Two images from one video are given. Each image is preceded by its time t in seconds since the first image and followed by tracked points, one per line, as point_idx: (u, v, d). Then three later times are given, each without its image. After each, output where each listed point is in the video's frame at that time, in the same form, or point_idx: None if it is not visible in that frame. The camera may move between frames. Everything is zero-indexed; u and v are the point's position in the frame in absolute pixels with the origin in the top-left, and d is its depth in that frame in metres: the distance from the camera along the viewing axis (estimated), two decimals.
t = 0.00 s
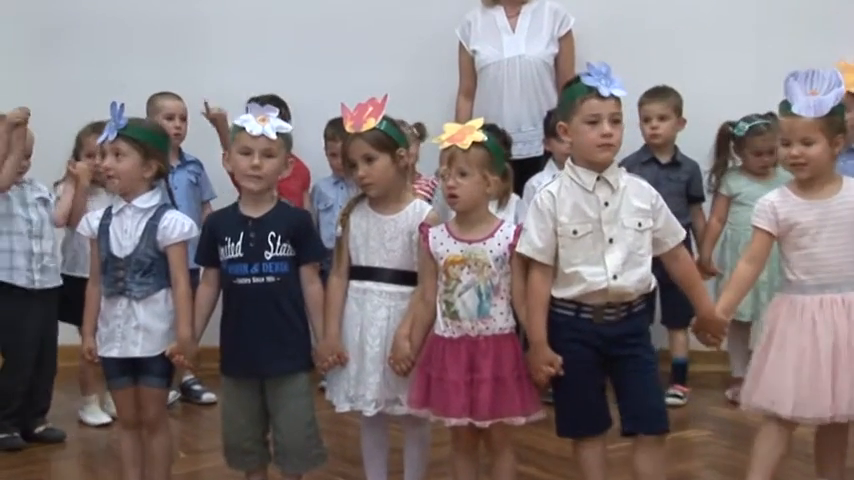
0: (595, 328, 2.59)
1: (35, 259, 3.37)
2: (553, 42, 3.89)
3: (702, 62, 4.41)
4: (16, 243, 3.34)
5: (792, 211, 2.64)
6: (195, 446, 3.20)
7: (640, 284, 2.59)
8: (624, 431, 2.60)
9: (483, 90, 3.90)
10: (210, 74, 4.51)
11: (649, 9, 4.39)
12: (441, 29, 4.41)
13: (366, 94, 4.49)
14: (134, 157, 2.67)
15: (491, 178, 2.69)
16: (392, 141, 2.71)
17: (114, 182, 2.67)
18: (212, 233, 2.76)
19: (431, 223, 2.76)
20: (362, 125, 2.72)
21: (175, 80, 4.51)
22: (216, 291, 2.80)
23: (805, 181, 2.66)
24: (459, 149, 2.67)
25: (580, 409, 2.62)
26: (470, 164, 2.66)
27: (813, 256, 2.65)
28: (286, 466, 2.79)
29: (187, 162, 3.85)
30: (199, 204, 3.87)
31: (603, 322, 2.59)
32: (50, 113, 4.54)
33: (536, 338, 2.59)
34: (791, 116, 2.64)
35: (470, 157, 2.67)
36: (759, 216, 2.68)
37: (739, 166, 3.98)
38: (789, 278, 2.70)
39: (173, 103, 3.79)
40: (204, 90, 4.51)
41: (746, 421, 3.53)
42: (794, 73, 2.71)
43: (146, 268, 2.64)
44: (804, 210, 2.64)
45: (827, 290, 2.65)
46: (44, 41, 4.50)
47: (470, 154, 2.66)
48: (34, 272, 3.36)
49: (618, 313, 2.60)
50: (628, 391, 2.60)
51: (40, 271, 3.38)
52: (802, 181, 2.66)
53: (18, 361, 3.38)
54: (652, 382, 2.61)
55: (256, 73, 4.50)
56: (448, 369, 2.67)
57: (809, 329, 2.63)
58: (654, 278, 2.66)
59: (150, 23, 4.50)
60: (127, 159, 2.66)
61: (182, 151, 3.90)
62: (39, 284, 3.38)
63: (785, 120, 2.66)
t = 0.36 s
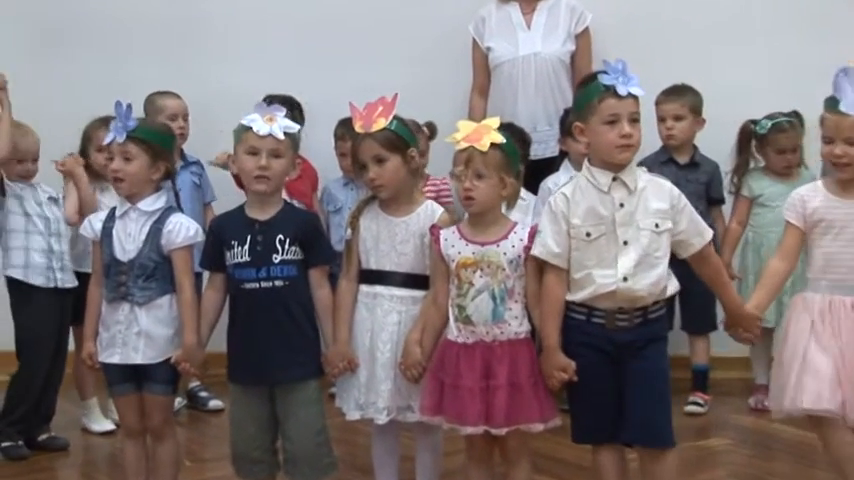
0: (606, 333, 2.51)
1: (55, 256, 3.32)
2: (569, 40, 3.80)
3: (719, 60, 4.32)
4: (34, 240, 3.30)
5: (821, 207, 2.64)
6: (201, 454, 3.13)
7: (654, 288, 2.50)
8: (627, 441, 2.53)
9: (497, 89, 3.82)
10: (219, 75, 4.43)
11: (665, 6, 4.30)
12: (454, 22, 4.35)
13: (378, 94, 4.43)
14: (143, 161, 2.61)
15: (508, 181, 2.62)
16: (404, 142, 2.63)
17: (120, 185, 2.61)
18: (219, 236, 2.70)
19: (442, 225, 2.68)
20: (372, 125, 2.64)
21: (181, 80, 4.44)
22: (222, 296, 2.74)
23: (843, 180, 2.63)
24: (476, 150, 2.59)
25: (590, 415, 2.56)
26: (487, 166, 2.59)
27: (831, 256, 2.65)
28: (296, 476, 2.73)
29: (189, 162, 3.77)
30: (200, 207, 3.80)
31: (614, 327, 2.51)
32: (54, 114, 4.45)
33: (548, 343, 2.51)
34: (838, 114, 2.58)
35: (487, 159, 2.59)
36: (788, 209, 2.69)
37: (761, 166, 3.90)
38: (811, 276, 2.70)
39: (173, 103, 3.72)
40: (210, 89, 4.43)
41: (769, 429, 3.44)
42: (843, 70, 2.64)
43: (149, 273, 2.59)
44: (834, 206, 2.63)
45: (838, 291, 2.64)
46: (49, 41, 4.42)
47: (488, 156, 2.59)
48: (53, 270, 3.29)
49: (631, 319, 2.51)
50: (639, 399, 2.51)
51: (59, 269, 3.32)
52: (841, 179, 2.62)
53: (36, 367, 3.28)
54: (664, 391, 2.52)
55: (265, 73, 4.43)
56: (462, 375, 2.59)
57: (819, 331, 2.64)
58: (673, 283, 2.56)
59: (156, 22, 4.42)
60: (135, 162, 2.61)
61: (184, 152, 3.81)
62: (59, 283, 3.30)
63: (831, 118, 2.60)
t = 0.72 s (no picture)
0: (628, 338, 2.43)
1: (50, 261, 3.27)
2: (582, 36, 3.71)
3: (736, 56, 4.23)
4: (29, 245, 3.23)
5: (835, 209, 2.57)
6: (205, 461, 3.07)
7: (676, 291, 2.42)
8: (649, 447, 2.46)
9: (509, 87, 3.74)
10: (224, 75, 4.36)
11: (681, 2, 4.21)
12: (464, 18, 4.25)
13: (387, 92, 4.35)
14: (142, 161, 2.65)
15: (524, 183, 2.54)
16: (411, 141, 2.56)
17: (119, 186, 2.64)
18: (223, 240, 2.63)
19: (452, 227, 2.60)
20: (379, 123, 2.58)
21: (188, 80, 4.37)
22: (227, 301, 2.67)
23: None
24: (495, 152, 2.51)
25: (611, 423, 2.46)
26: (505, 167, 2.51)
27: (843, 264, 2.58)
28: None
29: (190, 163, 3.71)
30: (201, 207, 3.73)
31: (635, 332, 2.43)
32: (60, 116, 4.41)
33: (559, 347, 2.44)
34: None
35: (505, 160, 2.51)
36: (800, 212, 2.62)
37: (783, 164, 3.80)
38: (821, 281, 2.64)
39: (174, 103, 3.66)
40: (215, 89, 4.36)
41: (787, 436, 3.34)
42: None
43: (151, 278, 2.62)
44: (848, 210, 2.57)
45: None
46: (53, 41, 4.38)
47: (506, 158, 2.51)
48: (48, 274, 3.24)
49: (652, 323, 2.43)
50: (659, 406, 2.42)
51: (55, 274, 3.27)
52: None
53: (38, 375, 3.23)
54: (687, 397, 2.44)
55: (272, 72, 4.36)
56: (475, 381, 2.51)
57: (832, 341, 2.57)
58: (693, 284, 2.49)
59: (162, 22, 4.36)
60: (135, 163, 2.64)
61: (184, 152, 3.75)
62: (55, 288, 3.26)
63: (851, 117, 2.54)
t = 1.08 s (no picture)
0: (649, 344, 2.35)
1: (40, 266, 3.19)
2: (596, 32, 3.64)
3: (752, 56, 4.15)
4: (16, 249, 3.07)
5: (808, 214, 2.52)
6: (210, 471, 3.00)
7: (698, 295, 2.34)
8: (669, 456, 2.39)
9: (521, 85, 3.67)
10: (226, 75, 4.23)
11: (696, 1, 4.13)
12: (467, 17, 4.17)
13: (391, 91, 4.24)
14: (141, 160, 2.60)
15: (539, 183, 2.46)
16: (422, 140, 2.49)
17: (118, 186, 2.59)
18: (230, 241, 2.56)
19: (467, 229, 2.53)
20: (389, 122, 2.51)
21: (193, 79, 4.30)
22: (232, 302, 2.61)
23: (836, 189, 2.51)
24: (507, 149, 2.45)
25: (629, 434, 2.39)
26: (517, 164, 2.44)
27: (817, 268, 2.53)
28: None
29: (192, 164, 3.64)
30: (205, 210, 3.67)
31: (656, 337, 2.35)
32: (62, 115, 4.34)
33: (578, 355, 2.36)
34: (828, 119, 2.47)
35: (518, 157, 2.44)
36: (774, 219, 2.57)
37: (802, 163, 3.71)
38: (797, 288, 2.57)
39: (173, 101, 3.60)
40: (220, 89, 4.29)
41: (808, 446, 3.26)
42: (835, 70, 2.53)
43: (153, 279, 2.57)
44: (824, 216, 2.51)
45: (827, 308, 2.53)
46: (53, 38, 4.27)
47: (519, 154, 2.44)
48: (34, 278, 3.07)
49: (674, 328, 2.36)
50: (681, 414, 2.35)
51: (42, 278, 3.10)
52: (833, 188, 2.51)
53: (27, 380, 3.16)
54: (709, 404, 2.37)
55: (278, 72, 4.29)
56: (488, 389, 2.43)
57: (803, 348, 2.53)
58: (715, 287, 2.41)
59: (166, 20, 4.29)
60: (134, 162, 2.59)
61: (187, 153, 3.68)
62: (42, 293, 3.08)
63: (823, 122, 2.48)
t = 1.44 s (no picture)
0: (664, 349, 2.28)
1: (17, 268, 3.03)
2: (609, 26, 3.59)
3: (759, 56, 4.08)
4: None
5: (798, 214, 2.46)
6: None
7: (715, 297, 2.29)
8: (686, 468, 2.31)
9: (529, 82, 3.60)
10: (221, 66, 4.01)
11: None
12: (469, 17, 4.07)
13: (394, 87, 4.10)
14: (139, 158, 2.51)
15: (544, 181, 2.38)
16: (431, 137, 2.42)
17: (117, 186, 2.51)
18: (231, 240, 2.49)
19: (478, 232, 2.47)
20: (398, 119, 2.43)
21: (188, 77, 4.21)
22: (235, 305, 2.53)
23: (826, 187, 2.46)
24: (509, 146, 2.38)
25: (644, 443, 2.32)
26: (520, 161, 2.37)
27: (805, 270, 2.47)
28: None
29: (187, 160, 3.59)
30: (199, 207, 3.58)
31: (671, 341, 2.29)
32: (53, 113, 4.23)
33: (595, 359, 2.29)
34: (819, 115, 2.42)
35: (520, 154, 2.37)
36: (763, 220, 2.51)
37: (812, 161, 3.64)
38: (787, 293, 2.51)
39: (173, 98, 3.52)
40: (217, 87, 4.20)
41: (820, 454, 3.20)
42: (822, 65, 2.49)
43: (148, 280, 2.50)
44: (815, 215, 2.45)
45: (815, 311, 2.47)
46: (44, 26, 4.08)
47: (521, 151, 2.37)
48: (15, 283, 3.02)
49: (690, 331, 2.30)
50: (697, 422, 2.29)
51: (23, 283, 3.04)
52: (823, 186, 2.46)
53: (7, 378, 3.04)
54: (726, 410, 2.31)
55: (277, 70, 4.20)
56: (496, 394, 2.36)
57: (793, 353, 2.47)
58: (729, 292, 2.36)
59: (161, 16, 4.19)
60: (132, 161, 2.51)
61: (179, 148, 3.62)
62: (22, 297, 3.04)
63: (810, 118, 2.44)
